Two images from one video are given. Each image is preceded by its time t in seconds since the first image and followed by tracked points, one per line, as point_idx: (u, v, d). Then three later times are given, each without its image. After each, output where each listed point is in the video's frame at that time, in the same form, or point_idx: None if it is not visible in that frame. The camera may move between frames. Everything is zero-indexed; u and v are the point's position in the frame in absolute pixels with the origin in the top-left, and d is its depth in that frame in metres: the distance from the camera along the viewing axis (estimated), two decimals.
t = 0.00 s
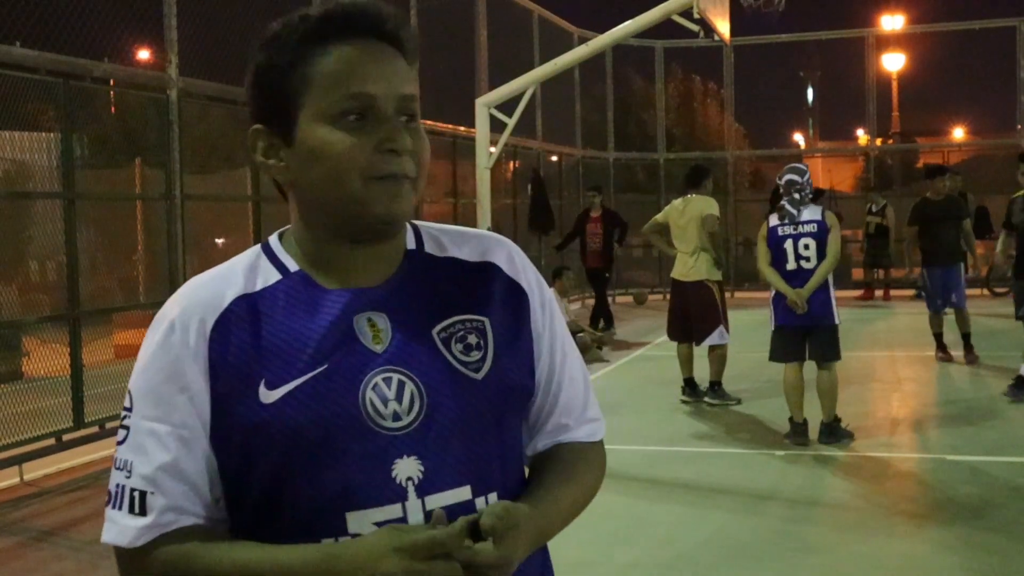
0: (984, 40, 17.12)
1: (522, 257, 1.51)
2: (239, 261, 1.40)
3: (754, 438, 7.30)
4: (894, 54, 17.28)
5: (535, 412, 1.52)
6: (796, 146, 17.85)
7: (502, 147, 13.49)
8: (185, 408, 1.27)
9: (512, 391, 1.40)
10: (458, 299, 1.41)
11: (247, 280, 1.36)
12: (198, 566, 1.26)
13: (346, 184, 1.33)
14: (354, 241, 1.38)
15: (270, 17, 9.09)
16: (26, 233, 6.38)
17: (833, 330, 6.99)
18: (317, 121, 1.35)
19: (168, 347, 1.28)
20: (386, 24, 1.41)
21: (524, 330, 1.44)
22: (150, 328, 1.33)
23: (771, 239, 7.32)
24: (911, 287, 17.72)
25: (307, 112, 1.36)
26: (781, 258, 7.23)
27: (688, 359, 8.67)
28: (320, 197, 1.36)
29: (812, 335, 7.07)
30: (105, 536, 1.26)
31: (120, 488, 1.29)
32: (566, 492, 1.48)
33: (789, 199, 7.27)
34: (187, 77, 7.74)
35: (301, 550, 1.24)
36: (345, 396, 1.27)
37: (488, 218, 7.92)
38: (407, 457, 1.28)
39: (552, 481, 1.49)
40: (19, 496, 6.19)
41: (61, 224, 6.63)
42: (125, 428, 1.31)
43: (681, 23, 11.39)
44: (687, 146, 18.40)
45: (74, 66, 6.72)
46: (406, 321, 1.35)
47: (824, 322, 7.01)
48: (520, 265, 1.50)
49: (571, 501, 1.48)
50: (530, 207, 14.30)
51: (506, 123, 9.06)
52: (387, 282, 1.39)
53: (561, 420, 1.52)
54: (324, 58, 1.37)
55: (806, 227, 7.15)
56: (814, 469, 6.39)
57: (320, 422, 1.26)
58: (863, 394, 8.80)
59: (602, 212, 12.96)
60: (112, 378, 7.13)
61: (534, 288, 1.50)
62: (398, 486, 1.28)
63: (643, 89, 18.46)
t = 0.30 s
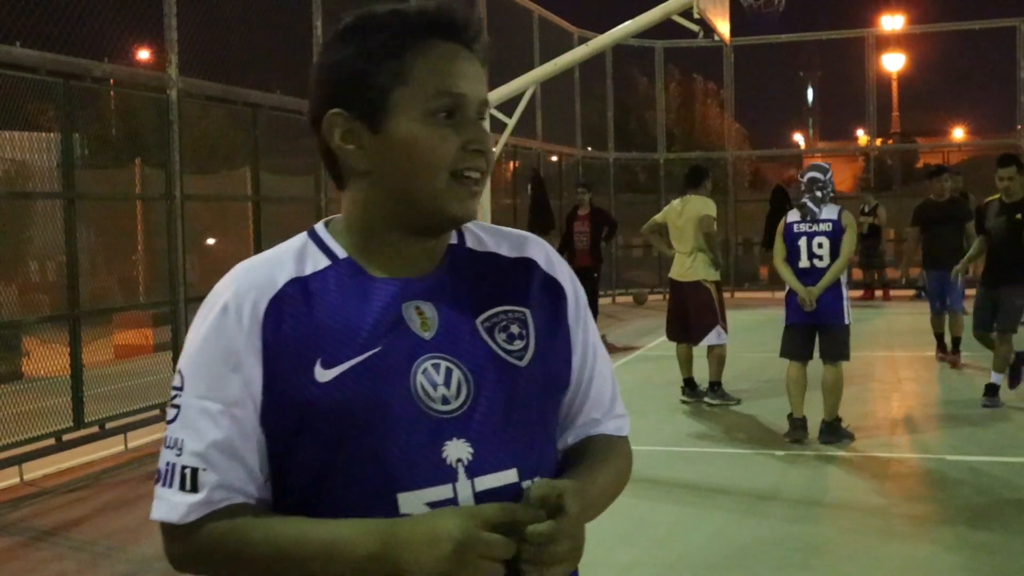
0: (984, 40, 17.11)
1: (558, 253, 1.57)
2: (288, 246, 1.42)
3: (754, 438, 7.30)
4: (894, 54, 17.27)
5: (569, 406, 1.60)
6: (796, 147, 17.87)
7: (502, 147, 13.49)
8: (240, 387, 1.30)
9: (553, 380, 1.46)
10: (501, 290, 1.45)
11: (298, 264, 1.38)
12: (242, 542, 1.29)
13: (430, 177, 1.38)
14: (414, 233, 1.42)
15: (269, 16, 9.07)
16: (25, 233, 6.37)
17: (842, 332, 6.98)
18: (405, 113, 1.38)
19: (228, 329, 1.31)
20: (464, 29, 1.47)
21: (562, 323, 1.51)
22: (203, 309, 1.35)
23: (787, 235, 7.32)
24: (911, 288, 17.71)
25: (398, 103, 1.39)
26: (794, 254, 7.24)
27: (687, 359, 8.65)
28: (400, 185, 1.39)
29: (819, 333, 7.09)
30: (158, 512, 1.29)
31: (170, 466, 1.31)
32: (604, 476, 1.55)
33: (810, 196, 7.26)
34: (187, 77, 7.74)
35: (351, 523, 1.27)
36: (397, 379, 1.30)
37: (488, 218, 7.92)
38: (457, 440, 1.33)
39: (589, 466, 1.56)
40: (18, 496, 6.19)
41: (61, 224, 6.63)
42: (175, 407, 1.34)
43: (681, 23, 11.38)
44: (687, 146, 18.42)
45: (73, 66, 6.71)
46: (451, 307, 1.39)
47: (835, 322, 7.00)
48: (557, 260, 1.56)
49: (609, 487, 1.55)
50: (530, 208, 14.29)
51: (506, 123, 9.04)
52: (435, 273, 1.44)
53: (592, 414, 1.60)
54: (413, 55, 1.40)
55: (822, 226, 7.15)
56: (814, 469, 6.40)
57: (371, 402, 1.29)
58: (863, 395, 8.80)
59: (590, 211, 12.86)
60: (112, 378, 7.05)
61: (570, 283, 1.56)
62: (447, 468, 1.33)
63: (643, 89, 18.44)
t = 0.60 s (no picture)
0: (984, 39, 17.10)
1: (605, 259, 1.62)
2: (340, 242, 1.48)
3: (755, 438, 7.30)
4: (894, 54, 17.26)
5: (612, 407, 1.63)
6: (796, 147, 17.87)
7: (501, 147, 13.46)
8: (287, 373, 1.34)
9: (594, 380, 1.49)
10: (545, 291, 1.50)
11: (348, 258, 1.44)
12: (278, 523, 1.32)
13: (481, 181, 1.42)
14: (461, 237, 1.47)
15: (268, 16, 9.05)
16: (26, 233, 6.37)
17: (849, 332, 6.98)
18: (460, 119, 1.42)
19: (279, 319, 1.36)
20: (523, 41, 1.51)
21: (605, 325, 1.55)
22: (256, 299, 1.41)
23: (796, 234, 7.32)
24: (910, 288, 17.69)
25: (454, 110, 1.42)
26: (803, 254, 7.25)
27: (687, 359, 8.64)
28: (451, 188, 1.44)
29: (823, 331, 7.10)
30: (200, 492, 1.32)
31: (215, 448, 1.35)
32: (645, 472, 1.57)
33: (822, 196, 7.25)
34: (187, 77, 7.74)
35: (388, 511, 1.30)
36: (441, 372, 1.35)
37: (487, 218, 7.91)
38: (497, 432, 1.37)
39: (627, 461, 1.59)
40: (18, 496, 6.20)
41: (61, 224, 6.64)
42: (223, 392, 1.38)
43: (681, 23, 11.38)
44: (688, 146, 18.42)
45: (73, 66, 6.71)
46: (495, 304, 1.43)
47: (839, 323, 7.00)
48: (602, 264, 1.61)
49: (650, 484, 1.57)
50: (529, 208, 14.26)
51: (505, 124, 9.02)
52: (481, 273, 1.49)
53: (634, 417, 1.63)
54: (469, 63, 1.44)
55: (833, 226, 7.16)
56: (815, 469, 6.40)
57: (414, 393, 1.33)
58: (863, 395, 8.80)
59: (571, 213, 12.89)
60: (113, 378, 7.13)
61: (614, 286, 1.60)
62: (487, 458, 1.36)
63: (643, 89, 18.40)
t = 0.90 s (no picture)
0: (984, 39, 17.09)
1: (637, 262, 1.57)
2: (371, 244, 1.50)
3: (754, 438, 7.30)
4: (894, 54, 17.24)
5: (638, 412, 1.57)
6: (797, 147, 17.88)
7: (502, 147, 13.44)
8: (314, 373, 1.37)
9: (617, 384, 1.46)
10: (571, 293, 1.48)
11: (377, 261, 1.46)
12: (306, 518, 1.35)
13: (502, 186, 1.41)
14: (484, 239, 1.47)
15: (268, 16, 9.04)
16: (26, 233, 6.36)
17: (840, 332, 7.00)
18: (479, 124, 1.42)
19: (308, 321, 1.38)
20: (550, 44, 1.48)
21: (632, 329, 1.50)
22: (290, 299, 1.44)
23: (785, 236, 7.31)
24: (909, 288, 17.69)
25: (476, 114, 1.42)
26: (793, 255, 7.24)
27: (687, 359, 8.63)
28: (471, 192, 1.43)
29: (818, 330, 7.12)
30: (233, 488, 1.36)
31: (248, 446, 1.39)
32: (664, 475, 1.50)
33: (810, 199, 7.24)
34: (187, 77, 7.73)
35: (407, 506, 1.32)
36: (461, 374, 1.36)
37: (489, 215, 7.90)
38: (513, 435, 1.36)
39: (648, 464, 1.51)
40: (18, 496, 6.19)
41: (61, 225, 6.63)
42: (256, 392, 1.41)
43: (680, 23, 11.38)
44: (687, 146, 18.44)
45: (74, 66, 6.70)
46: (519, 306, 1.43)
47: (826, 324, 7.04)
48: (633, 266, 1.56)
49: (670, 490, 1.49)
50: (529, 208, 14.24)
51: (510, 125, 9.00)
52: (506, 274, 1.47)
53: (663, 422, 1.56)
54: (489, 68, 1.43)
55: (822, 227, 7.15)
56: (815, 469, 6.40)
57: (434, 395, 1.34)
58: (863, 395, 8.80)
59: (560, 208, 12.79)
60: (112, 380, 7.01)
61: (645, 289, 1.55)
62: (502, 460, 1.35)
63: (644, 88, 18.40)
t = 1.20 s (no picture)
0: (984, 39, 17.09)
1: (648, 265, 1.55)
2: (380, 245, 1.51)
3: (754, 438, 7.30)
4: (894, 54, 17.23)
5: (647, 413, 1.56)
6: (797, 146, 17.87)
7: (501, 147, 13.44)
8: (321, 371, 1.38)
9: (622, 386, 1.45)
10: (578, 295, 1.47)
11: (385, 261, 1.46)
12: (310, 514, 1.36)
13: (508, 188, 1.41)
14: (490, 240, 1.46)
15: (267, 16, 9.03)
16: (26, 233, 6.36)
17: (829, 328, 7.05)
18: (485, 125, 1.41)
19: (316, 319, 1.40)
20: (558, 46, 1.48)
21: (639, 331, 1.49)
22: (299, 298, 1.45)
23: (769, 236, 7.32)
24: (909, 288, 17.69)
25: (481, 115, 1.42)
26: (777, 254, 7.24)
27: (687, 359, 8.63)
28: (477, 193, 1.43)
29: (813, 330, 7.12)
30: (241, 484, 1.38)
31: (257, 443, 1.40)
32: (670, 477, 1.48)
33: (791, 199, 7.25)
34: (187, 77, 7.73)
35: (409, 501, 1.32)
36: (465, 374, 1.36)
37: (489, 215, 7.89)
38: (515, 435, 1.36)
39: (654, 465, 1.50)
40: (19, 496, 6.19)
41: (61, 224, 6.64)
42: (266, 389, 1.43)
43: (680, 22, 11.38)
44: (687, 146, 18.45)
45: (74, 66, 6.70)
46: (526, 306, 1.43)
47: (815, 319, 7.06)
48: (641, 267, 1.55)
49: (676, 493, 1.48)
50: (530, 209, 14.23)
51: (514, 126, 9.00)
52: (513, 275, 1.47)
53: (671, 423, 1.54)
54: (497, 71, 1.43)
55: (806, 226, 7.15)
56: (815, 469, 6.39)
57: (436, 393, 1.35)
58: (863, 395, 8.79)
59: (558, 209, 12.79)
60: (111, 379, 6.98)
61: (655, 291, 1.54)
62: (503, 460, 1.35)
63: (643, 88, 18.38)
